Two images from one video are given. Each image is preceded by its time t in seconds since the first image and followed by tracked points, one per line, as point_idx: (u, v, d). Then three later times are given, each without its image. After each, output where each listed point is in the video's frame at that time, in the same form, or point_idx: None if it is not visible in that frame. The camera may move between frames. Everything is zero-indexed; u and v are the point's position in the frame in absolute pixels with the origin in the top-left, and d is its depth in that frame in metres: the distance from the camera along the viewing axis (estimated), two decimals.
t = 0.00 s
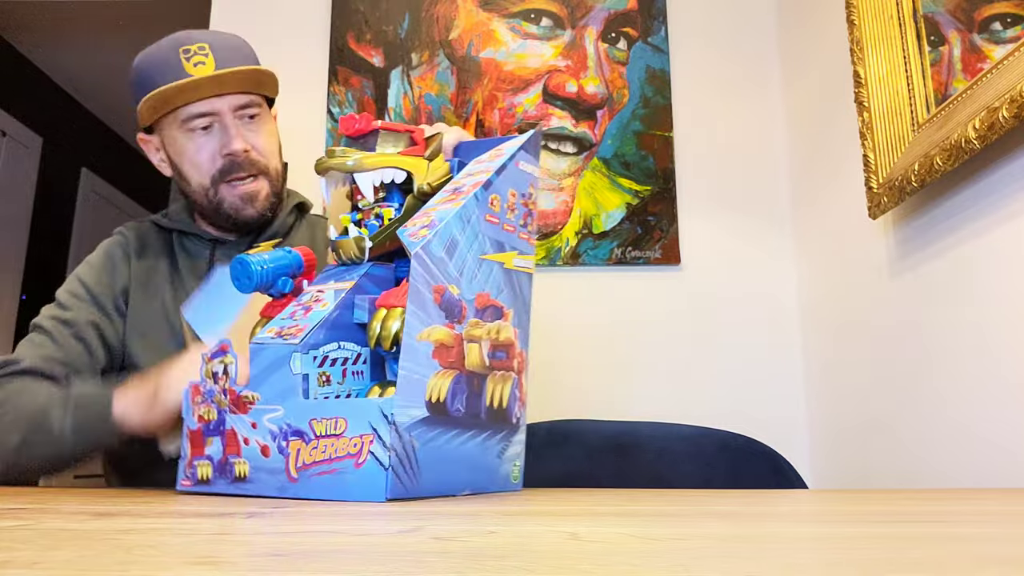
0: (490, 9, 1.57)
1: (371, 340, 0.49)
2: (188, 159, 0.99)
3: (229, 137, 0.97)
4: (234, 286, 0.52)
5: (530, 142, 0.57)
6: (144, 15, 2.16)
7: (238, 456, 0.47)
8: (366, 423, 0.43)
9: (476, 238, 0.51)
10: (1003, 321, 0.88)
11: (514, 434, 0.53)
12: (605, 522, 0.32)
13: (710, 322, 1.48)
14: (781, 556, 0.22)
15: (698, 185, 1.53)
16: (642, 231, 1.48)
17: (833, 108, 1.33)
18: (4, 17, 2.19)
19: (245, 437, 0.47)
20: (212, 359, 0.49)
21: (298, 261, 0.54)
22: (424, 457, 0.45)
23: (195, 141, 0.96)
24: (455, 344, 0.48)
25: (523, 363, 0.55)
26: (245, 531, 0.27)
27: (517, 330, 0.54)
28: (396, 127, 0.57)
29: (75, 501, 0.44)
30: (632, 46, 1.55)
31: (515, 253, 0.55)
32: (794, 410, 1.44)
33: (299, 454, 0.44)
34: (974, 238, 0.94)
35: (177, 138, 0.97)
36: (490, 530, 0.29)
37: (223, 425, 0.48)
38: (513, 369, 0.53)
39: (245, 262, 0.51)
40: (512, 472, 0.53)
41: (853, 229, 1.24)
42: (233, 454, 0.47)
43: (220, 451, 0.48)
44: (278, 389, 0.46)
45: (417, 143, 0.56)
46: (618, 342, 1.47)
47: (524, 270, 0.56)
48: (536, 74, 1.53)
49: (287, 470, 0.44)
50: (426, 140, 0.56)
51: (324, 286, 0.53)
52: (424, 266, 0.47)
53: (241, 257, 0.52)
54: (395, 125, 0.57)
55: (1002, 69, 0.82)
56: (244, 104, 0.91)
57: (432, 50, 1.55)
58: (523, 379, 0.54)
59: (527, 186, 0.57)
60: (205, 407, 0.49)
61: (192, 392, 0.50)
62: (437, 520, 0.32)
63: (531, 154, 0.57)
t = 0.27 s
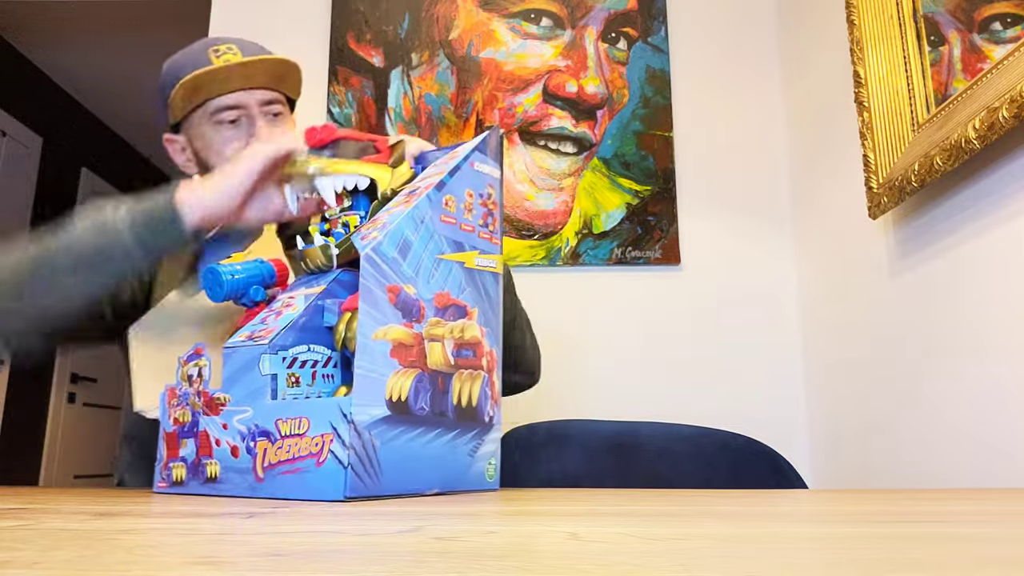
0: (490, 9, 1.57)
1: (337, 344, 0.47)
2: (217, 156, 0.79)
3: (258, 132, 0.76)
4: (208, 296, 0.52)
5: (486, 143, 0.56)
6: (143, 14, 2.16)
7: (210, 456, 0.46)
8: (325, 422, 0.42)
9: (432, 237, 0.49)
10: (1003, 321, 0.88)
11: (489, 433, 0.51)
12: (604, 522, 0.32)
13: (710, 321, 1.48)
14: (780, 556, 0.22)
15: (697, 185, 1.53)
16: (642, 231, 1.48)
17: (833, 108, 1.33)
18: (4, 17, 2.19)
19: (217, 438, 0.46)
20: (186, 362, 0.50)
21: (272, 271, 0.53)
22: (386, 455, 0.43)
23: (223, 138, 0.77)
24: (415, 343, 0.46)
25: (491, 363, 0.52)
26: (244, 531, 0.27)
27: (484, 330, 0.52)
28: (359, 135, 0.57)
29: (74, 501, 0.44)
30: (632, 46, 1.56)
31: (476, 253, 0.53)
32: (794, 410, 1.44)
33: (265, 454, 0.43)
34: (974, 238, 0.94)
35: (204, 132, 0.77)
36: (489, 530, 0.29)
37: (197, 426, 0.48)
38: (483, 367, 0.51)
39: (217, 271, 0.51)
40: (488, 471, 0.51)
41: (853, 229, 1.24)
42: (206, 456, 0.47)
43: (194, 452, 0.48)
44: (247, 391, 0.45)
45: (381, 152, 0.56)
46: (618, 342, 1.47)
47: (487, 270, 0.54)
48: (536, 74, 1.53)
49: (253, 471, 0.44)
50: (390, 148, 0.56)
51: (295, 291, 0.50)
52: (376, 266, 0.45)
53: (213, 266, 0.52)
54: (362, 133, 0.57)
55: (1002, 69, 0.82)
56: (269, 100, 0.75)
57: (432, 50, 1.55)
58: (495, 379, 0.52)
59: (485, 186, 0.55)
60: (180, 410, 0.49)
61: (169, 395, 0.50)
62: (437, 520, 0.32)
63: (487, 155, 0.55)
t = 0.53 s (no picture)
0: (490, 9, 1.57)
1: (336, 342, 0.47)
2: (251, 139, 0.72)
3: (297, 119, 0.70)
4: (213, 293, 0.52)
5: (487, 146, 0.56)
6: (143, 14, 2.16)
7: (210, 455, 0.46)
8: (326, 416, 0.42)
9: (433, 237, 0.49)
10: (1002, 321, 0.88)
11: (489, 432, 0.52)
12: (605, 522, 0.32)
13: (710, 321, 1.48)
14: (780, 556, 0.22)
15: (697, 185, 1.53)
16: (642, 231, 1.48)
17: (833, 108, 1.33)
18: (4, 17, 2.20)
19: (217, 436, 0.46)
20: (186, 362, 0.50)
21: (278, 271, 0.53)
22: (385, 451, 0.43)
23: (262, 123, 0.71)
24: (416, 341, 0.46)
25: (493, 362, 0.52)
26: (244, 531, 0.27)
27: (485, 329, 0.52)
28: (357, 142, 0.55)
29: (76, 501, 0.44)
30: (632, 46, 1.56)
31: (477, 253, 0.53)
32: (794, 410, 1.44)
33: (266, 450, 0.43)
34: (974, 238, 0.94)
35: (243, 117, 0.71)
36: (490, 531, 0.29)
37: (197, 425, 0.48)
38: (484, 367, 0.51)
39: (223, 270, 0.51)
40: (489, 471, 0.51)
41: (853, 229, 1.24)
42: (206, 454, 0.46)
43: (194, 451, 0.47)
44: (247, 388, 0.45)
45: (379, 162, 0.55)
46: (619, 341, 1.47)
47: (488, 271, 0.54)
48: (536, 74, 1.53)
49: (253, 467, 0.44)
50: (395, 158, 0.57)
51: (298, 294, 0.50)
52: (379, 263, 0.45)
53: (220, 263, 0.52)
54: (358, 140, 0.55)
55: (1002, 69, 0.82)
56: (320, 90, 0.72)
57: (432, 50, 1.55)
58: (495, 378, 0.52)
59: (486, 188, 0.55)
60: (180, 410, 0.49)
61: (168, 396, 0.50)
62: (437, 520, 0.32)
63: (488, 157, 0.56)
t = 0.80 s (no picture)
0: (490, 9, 1.57)
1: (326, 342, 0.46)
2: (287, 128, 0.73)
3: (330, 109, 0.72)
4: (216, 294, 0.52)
5: (487, 144, 0.54)
6: (143, 14, 2.16)
7: (205, 452, 0.46)
8: (307, 413, 0.42)
9: (427, 236, 0.48)
10: (1002, 321, 0.88)
11: (487, 433, 0.50)
12: (605, 522, 0.32)
13: (710, 322, 1.48)
14: (780, 556, 0.22)
15: (697, 185, 1.53)
16: (642, 231, 1.48)
17: (833, 108, 1.33)
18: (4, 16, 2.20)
19: (212, 434, 0.46)
20: (188, 362, 0.49)
21: (279, 272, 0.52)
22: (370, 449, 0.43)
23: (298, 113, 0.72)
24: (406, 339, 0.45)
25: (491, 362, 0.51)
26: (244, 531, 0.27)
27: (483, 329, 0.51)
28: (360, 142, 0.56)
29: (76, 500, 0.44)
30: (632, 46, 1.56)
31: (476, 251, 0.51)
32: (794, 410, 1.44)
33: (255, 447, 0.44)
34: (974, 238, 0.93)
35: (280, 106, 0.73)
36: (490, 530, 0.29)
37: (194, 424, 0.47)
38: (480, 366, 0.50)
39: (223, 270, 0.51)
40: (485, 472, 0.50)
41: (853, 229, 1.24)
42: (201, 452, 0.46)
43: (191, 448, 0.47)
44: (240, 387, 0.45)
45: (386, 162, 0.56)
46: (619, 341, 1.47)
47: (487, 270, 0.52)
48: (536, 74, 1.53)
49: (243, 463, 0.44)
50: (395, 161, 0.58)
51: (295, 296, 0.50)
52: (363, 262, 0.44)
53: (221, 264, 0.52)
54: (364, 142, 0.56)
55: (1002, 69, 0.82)
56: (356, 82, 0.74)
57: (432, 50, 1.55)
58: (493, 378, 0.51)
59: (486, 186, 0.53)
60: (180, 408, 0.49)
61: (170, 393, 0.50)
62: (437, 520, 0.32)
63: (488, 154, 0.54)
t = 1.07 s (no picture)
0: (490, 9, 1.57)
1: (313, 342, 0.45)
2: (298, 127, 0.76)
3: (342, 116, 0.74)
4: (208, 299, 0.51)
5: (476, 139, 0.53)
6: (143, 13, 2.16)
7: (201, 456, 0.46)
8: (293, 418, 0.40)
9: (416, 235, 0.47)
10: (1002, 321, 0.88)
11: (484, 433, 0.49)
12: (605, 522, 0.32)
13: (709, 321, 1.48)
14: (780, 556, 0.22)
15: (697, 185, 1.53)
16: (641, 231, 1.48)
17: (833, 108, 1.33)
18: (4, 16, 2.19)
19: (207, 438, 0.46)
20: (184, 365, 0.49)
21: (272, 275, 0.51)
22: (361, 452, 0.41)
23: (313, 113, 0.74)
24: (395, 341, 0.44)
25: (487, 361, 0.50)
26: (244, 531, 0.27)
27: (478, 328, 0.49)
28: (324, 155, 0.55)
29: (76, 501, 0.43)
30: (632, 47, 1.56)
31: (470, 248, 0.50)
32: (794, 410, 1.44)
33: (247, 452, 0.42)
34: (974, 238, 0.94)
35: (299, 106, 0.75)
36: (490, 530, 0.29)
37: (190, 428, 0.47)
38: (477, 366, 0.48)
39: (214, 276, 0.49)
40: (483, 471, 0.49)
41: (853, 229, 1.24)
42: (197, 455, 0.46)
43: (188, 452, 0.47)
44: (230, 390, 0.44)
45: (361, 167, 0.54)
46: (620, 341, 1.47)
47: (482, 268, 0.50)
48: (536, 74, 1.53)
49: (236, 469, 0.43)
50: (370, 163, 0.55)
51: (283, 296, 0.48)
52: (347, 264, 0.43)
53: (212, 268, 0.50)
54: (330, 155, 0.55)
55: (1002, 69, 0.82)
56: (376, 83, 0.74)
57: (432, 50, 1.55)
58: (490, 377, 0.50)
59: (477, 183, 0.52)
60: (178, 411, 0.49)
61: (168, 397, 0.50)
62: (437, 521, 0.32)
63: (476, 151, 0.52)
